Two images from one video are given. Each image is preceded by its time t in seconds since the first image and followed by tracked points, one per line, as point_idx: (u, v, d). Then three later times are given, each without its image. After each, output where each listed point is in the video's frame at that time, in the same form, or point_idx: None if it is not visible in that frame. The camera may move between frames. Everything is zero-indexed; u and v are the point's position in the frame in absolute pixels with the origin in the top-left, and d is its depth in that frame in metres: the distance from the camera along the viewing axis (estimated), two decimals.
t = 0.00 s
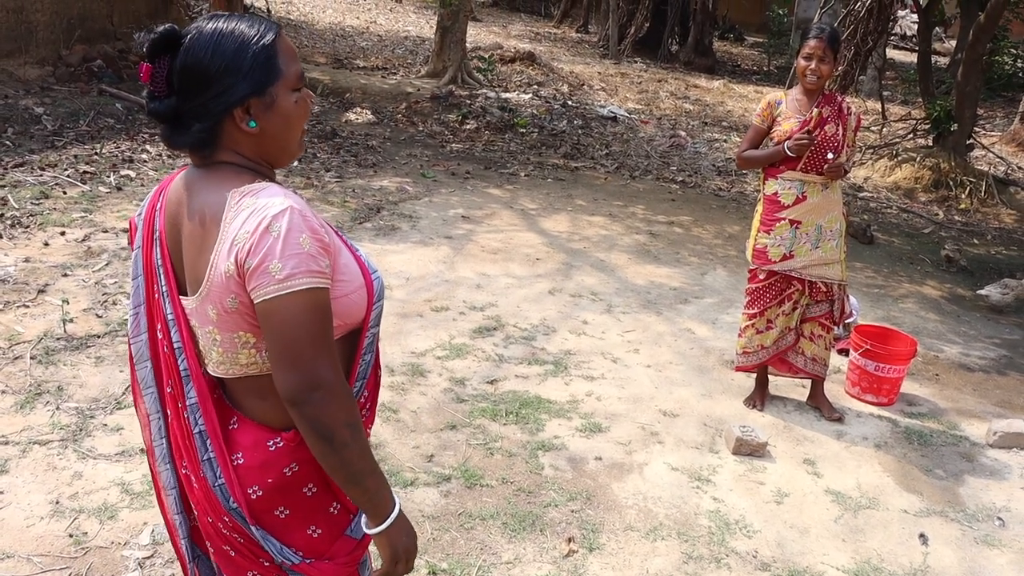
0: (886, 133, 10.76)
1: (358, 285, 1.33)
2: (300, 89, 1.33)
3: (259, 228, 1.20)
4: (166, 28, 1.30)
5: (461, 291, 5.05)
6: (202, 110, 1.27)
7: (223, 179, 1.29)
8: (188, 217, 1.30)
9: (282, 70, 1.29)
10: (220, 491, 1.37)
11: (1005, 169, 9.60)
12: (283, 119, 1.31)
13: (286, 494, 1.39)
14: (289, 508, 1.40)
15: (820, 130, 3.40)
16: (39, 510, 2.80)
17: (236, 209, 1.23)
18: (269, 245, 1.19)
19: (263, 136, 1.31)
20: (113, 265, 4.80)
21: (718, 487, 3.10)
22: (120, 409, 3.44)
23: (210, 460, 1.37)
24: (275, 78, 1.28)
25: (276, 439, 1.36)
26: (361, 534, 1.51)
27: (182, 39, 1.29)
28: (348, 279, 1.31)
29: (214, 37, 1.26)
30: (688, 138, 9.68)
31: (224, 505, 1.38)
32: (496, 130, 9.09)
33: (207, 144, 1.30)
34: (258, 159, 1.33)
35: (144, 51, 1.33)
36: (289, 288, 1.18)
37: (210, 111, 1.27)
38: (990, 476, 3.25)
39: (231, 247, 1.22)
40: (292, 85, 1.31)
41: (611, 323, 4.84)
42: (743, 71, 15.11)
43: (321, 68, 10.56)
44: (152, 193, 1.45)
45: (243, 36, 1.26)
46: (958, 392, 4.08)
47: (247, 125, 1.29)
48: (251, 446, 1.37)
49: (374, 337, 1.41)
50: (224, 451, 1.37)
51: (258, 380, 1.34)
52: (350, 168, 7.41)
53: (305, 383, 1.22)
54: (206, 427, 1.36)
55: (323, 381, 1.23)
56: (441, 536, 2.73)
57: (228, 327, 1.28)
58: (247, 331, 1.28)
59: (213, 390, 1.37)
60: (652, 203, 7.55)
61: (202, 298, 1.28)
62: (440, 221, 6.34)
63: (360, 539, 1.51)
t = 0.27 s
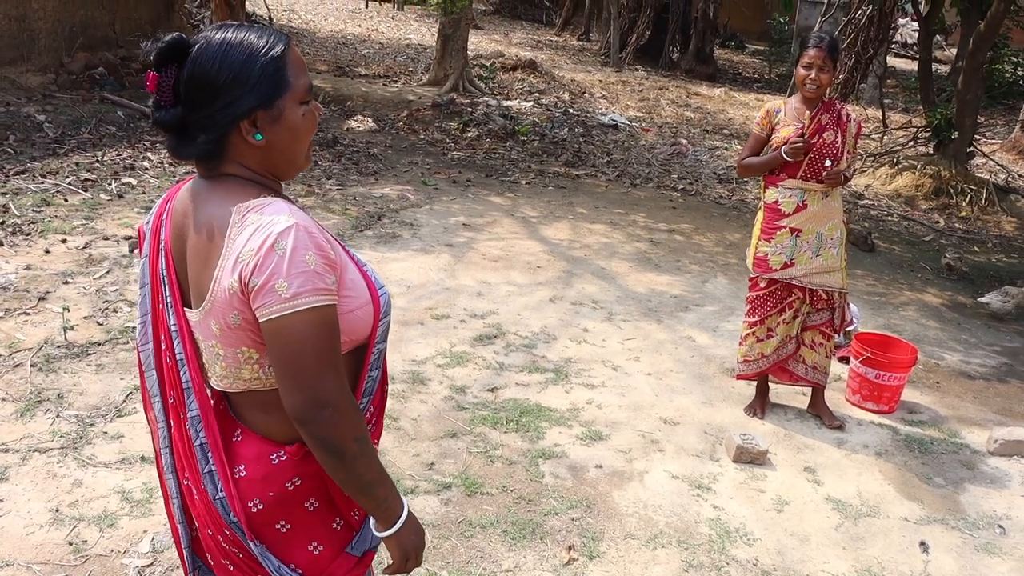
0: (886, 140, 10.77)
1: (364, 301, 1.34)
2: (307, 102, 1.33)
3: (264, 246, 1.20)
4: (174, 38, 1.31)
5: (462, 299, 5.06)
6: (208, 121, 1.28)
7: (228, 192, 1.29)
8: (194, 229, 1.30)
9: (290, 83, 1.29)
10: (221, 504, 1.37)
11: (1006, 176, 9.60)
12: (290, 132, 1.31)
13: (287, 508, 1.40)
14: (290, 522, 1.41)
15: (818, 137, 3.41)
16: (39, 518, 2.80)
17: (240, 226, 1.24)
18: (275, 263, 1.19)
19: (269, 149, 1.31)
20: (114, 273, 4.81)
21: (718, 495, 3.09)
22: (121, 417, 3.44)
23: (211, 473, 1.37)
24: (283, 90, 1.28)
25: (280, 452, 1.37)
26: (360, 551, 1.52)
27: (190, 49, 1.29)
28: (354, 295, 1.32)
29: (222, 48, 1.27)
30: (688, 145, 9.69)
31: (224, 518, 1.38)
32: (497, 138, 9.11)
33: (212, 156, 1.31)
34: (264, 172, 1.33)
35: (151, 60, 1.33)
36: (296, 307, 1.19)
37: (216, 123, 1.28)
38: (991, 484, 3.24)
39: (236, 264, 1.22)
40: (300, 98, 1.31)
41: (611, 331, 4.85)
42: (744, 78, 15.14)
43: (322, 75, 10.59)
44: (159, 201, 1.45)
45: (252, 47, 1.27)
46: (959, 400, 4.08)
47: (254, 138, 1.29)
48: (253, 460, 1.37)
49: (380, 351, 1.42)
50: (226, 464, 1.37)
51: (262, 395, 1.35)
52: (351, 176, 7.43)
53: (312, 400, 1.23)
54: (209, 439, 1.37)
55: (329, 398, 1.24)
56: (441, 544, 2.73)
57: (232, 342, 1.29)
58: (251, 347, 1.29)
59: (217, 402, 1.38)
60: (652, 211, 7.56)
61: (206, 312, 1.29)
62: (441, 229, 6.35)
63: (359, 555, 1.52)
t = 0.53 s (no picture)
0: (883, 144, 10.79)
1: (376, 309, 1.33)
2: (316, 109, 1.31)
3: (274, 259, 1.18)
4: (181, 41, 1.28)
5: (458, 303, 5.05)
6: (214, 130, 1.26)
7: (234, 203, 1.27)
8: (200, 241, 1.28)
9: (299, 90, 1.27)
10: (233, 518, 1.36)
11: (1003, 181, 9.62)
12: (298, 141, 1.29)
13: (299, 520, 1.39)
14: (303, 535, 1.41)
15: (815, 142, 3.41)
16: (33, 523, 2.79)
17: (248, 239, 1.22)
18: (286, 277, 1.17)
19: (276, 158, 1.29)
20: (110, 277, 4.80)
21: (715, 500, 3.09)
22: (117, 421, 3.43)
23: (221, 487, 1.36)
24: (292, 99, 1.26)
25: (291, 464, 1.36)
26: (372, 562, 1.52)
27: (197, 53, 1.27)
28: (365, 302, 1.31)
29: (230, 55, 1.24)
30: (686, 150, 9.71)
31: (236, 533, 1.37)
32: (495, 142, 9.11)
33: (217, 164, 1.29)
34: (271, 180, 1.32)
35: (157, 63, 1.31)
36: (309, 321, 1.18)
37: (222, 131, 1.25)
38: (988, 488, 3.24)
39: (246, 278, 1.20)
40: (308, 106, 1.29)
41: (608, 335, 4.84)
42: (741, 83, 15.17)
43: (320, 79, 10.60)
44: (161, 209, 1.44)
45: (261, 54, 1.25)
46: (955, 404, 4.09)
47: (261, 147, 1.27)
48: (263, 472, 1.36)
49: (392, 358, 1.41)
50: (237, 476, 1.37)
51: (272, 408, 1.34)
52: (348, 180, 7.43)
53: (327, 414, 1.22)
54: (218, 453, 1.36)
55: (344, 411, 1.23)
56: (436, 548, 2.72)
57: (241, 356, 1.28)
58: (262, 361, 1.28)
59: (226, 415, 1.37)
60: (649, 215, 7.56)
61: (214, 326, 1.27)
62: (438, 233, 6.35)
63: (371, 565, 1.52)
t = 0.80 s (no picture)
0: (871, 148, 10.85)
1: (376, 317, 1.30)
2: (318, 115, 1.28)
3: (274, 270, 1.14)
4: (180, 44, 1.24)
5: (447, 307, 5.04)
6: (215, 136, 1.22)
7: (232, 211, 1.24)
8: (196, 249, 1.24)
9: (302, 96, 1.24)
10: (233, 531, 1.32)
11: (990, 184, 9.69)
12: (300, 148, 1.26)
13: (302, 532, 1.36)
14: (306, 547, 1.37)
15: (805, 147, 3.42)
16: (19, 529, 2.75)
17: (248, 248, 1.18)
18: (287, 288, 1.14)
19: (278, 166, 1.26)
20: (98, 281, 4.76)
21: (703, 503, 3.09)
22: (104, 426, 3.39)
23: (219, 499, 1.32)
24: (295, 105, 1.22)
25: (293, 472, 1.33)
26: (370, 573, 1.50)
27: (197, 56, 1.23)
28: (366, 312, 1.27)
29: (233, 58, 1.21)
30: (675, 154, 9.73)
31: (235, 548, 1.33)
32: (484, 146, 9.11)
33: (215, 171, 1.25)
34: (270, 188, 1.28)
35: (154, 65, 1.27)
36: (310, 333, 1.14)
37: (222, 138, 1.22)
38: (975, 491, 3.25)
39: (246, 288, 1.17)
40: (311, 112, 1.25)
41: (597, 339, 4.84)
42: (730, 87, 15.22)
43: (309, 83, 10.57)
44: (152, 214, 1.40)
45: (264, 58, 1.22)
46: (942, 407, 4.10)
47: (262, 154, 1.23)
48: (264, 482, 1.33)
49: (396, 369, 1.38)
50: (236, 487, 1.33)
51: (273, 418, 1.30)
52: (337, 184, 7.40)
53: (330, 428, 1.18)
54: (217, 465, 1.32)
55: (346, 425, 1.19)
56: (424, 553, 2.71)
57: (241, 367, 1.24)
58: (262, 372, 1.25)
59: (224, 426, 1.34)
60: (638, 219, 7.57)
61: (213, 338, 1.24)
62: (427, 236, 6.34)
63: None
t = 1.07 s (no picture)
0: (860, 154, 10.91)
1: (374, 331, 1.27)
2: (321, 124, 1.27)
3: (271, 285, 1.12)
4: (184, 51, 1.20)
5: (437, 313, 5.03)
6: (224, 147, 1.18)
7: (228, 221, 1.21)
8: (190, 260, 1.21)
9: (310, 105, 1.23)
10: (225, 546, 1.27)
11: (977, 190, 9.76)
12: (306, 158, 1.24)
13: (297, 546, 1.30)
14: (300, 561, 1.32)
15: (797, 155, 3.44)
16: (6, 536, 2.72)
17: (243, 262, 1.15)
18: (283, 303, 1.11)
19: (284, 177, 1.24)
20: (87, 287, 4.73)
21: (693, 509, 3.08)
22: (93, 432, 3.36)
23: (210, 514, 1.28)
24: (304, 114, 1.21)
25: (288, 483, 1.28)
26: None
27: (204, 64, 1.19)
28: (364, 326, 1.25)
29: (245, 66, 1.18)
30: (665, 159, 9.76)
31: (226, 563, 1.28)
32: (474, 151, 9.12)
33: (220, 183, 1.21)
34: (271, 199, 1.25)
35: (153, 73, 1.21)
36: (306, 350, 1.12)
37: (232, 148, 1.18)
38: (964, 495, 3.26)
39: (241, 303, 1.14)
40: (316, 121, 1.24)
41: (587, 345, 4.84)
42: (720, 93, 15.29)
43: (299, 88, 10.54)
44: (142, 222, 1.37)
45: (275, 67, 1.19)
46: (931, 412, 4.11)
47: (271, 165, 1.21)
48: (258, 494, 1.28)
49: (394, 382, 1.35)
50: (229, 501, 1.28)
51: (267, 431, 1.27)
52: (327, 189, 7.39)
53: (325, 446, 1.16)
54: (207, 479, 1.28)
55: (341, 443, 1.17)
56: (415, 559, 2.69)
57: (235, 382, 1.21)
58: (256, 387, 1.22)
59: (215, 440, 1.30)
60: (628, 225, 7.59)
61: (206, 351, 1.21)
62: (417, 242, 6.33)
63: None
